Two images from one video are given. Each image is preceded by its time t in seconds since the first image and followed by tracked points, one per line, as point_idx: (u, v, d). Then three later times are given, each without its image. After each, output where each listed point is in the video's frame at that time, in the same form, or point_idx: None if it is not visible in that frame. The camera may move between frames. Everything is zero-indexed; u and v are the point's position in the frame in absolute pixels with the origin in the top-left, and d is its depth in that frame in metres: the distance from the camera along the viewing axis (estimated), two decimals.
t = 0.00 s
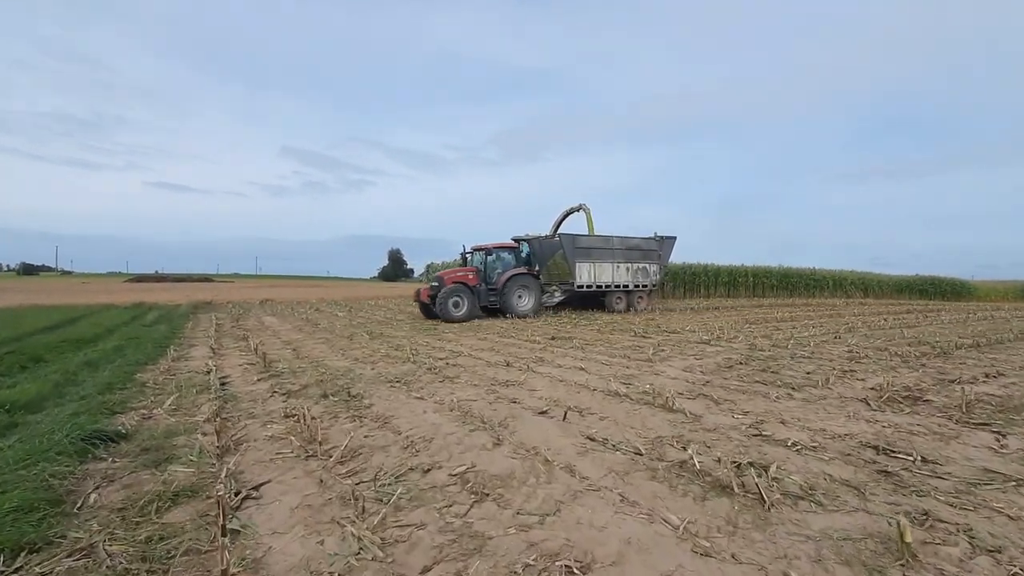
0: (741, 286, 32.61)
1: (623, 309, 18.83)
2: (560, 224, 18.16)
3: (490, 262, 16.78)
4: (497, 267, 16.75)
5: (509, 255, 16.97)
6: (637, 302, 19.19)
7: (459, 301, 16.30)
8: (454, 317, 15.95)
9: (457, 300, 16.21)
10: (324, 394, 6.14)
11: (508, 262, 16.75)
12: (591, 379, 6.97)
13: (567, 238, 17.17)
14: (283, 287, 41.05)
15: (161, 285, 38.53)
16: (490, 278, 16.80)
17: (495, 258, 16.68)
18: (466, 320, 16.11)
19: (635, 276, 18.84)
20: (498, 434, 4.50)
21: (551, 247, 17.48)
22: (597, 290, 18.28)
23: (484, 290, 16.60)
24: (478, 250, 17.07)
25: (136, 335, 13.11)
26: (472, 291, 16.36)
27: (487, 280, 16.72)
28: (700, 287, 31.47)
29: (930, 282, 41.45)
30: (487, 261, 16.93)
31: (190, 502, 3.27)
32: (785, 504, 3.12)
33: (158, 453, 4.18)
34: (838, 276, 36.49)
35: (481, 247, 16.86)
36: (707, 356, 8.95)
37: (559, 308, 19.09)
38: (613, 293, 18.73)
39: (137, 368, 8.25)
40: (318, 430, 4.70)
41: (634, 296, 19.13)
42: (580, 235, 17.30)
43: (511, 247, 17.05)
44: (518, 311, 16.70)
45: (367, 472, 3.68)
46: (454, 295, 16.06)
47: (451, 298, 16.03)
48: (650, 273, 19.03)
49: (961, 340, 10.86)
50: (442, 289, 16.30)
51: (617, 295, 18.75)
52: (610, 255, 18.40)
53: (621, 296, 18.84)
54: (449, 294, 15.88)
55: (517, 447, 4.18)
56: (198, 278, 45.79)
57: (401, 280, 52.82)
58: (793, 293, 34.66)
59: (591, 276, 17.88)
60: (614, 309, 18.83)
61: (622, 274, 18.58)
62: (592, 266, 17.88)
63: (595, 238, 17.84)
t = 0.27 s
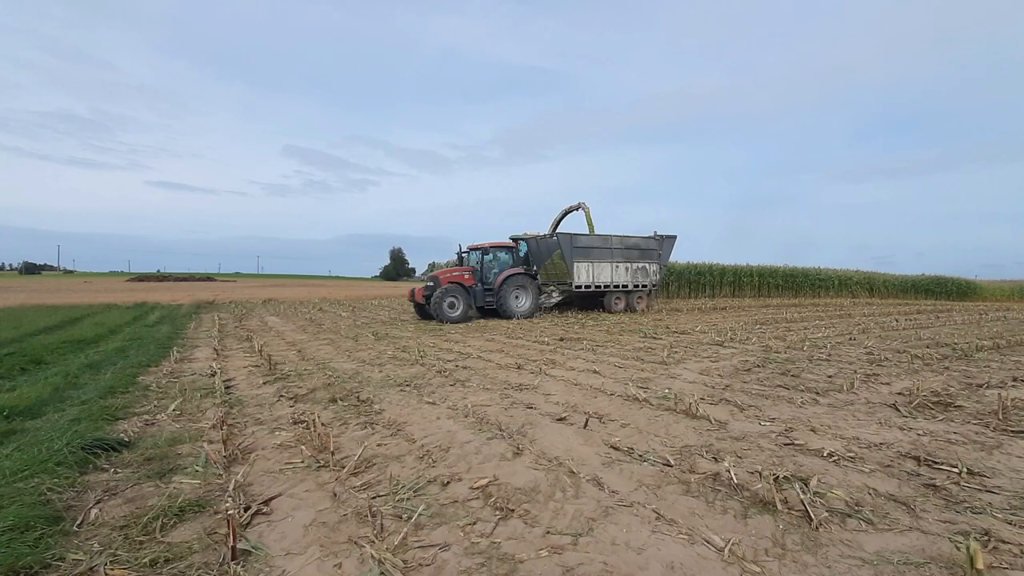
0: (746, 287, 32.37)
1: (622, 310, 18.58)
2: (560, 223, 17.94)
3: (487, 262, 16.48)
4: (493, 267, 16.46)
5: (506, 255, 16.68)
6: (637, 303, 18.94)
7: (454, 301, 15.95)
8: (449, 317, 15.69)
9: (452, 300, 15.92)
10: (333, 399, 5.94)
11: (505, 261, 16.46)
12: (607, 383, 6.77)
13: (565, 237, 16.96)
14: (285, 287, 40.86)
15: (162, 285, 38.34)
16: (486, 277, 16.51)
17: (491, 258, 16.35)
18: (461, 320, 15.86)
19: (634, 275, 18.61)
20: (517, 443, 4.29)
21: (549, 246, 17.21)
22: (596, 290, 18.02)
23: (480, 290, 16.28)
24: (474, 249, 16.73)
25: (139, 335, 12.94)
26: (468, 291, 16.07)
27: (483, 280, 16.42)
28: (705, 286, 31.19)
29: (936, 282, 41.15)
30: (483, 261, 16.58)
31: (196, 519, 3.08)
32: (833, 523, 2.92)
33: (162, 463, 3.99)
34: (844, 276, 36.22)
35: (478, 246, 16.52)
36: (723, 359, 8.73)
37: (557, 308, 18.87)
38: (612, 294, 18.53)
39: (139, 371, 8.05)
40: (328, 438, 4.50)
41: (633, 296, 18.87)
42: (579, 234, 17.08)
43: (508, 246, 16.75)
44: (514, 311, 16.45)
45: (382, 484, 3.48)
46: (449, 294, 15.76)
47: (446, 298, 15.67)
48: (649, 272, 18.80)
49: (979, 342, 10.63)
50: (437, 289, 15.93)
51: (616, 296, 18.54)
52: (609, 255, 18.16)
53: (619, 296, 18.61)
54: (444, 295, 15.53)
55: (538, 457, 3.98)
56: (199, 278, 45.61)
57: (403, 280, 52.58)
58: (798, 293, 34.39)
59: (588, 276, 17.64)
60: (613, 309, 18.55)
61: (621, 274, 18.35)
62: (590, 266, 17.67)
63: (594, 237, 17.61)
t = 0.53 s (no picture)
0: (751, 286, 32.13)
1: (621, 309, 18.36)
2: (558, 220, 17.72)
3: (483, 260, 16.18)
4: (490, 265, 16.16)
5: (503, 253, 16.36)
6: (637, 303, 18.67)
7: (449, 301, 15.67)
8: (444, 317, 15.43)
9: (447, 300, 15.66)
10: (341, 403, 5.75)
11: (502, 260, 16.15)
12: (622, 385, 6.56)
13: (563, 235, 16.72)
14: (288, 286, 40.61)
15: (162, 284, 38.04)
16: (483, 276, 16.21)
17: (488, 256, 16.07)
18: (456, 320, 15.62)
19: (634, 274, 18.39)
20: (537, 449, 4.09)
21: (547, 244, 17.00)
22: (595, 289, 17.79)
23: (476, 289, 16.01)
24: (469, 247, 16.41)
25: (141, 335, 12.75)
26: (463, 291, 15.80)
27: (479, 279, 16.14)
28: (710, 285, 30.93)
29: (941, 281, 40.84)
30: (479, 259, 16.29)
31: (202, 534, 2.88)
32: (885, 540, 2.73)
33: (164, 472, 3.80)
34: (849, 274, 35.96)
35: (474, 244, 16.22)
36: (739, 360, 8.50)
37: (555, 308, 18.62)
38: (611, 293, 18.30)
39: (141, 372, 7.86)
40: (339, 444, 4.31)
41: (633, 296, 18.62)
42: (577, 232, 16.85)
43: (504, 244, 16.43)
44: (512, 311, 16.19)
45: (398, 496, 3.29)
46: (444, 294, 15.49)
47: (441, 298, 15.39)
48: (648, 271, 18.58)
49: (997, 342, 10.39)
50: (432, 289, 15.64)
51: (615, 295, 18.32)
52: (608, 253, 17.92)
53: (619, 296, 18.36)
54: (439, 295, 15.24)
55: (561, 466, 3.78)
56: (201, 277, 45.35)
57: (404, 279, 52.15)
58: (803, 292, 34.09)
59: (587, 275, 17.41)
60: (612, 308, 18.34)
61: (620, 273, 18.12)
62: (589, 264, 17.44)
63: (593, 235, 17.37)
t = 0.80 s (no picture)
0: (755, 284, 31.91)
1: (620, 309, 18.15)
2: (555, 218, 17.49)
3: (479, 259, 16.01)
4: (486, 264, 15.99)
5: (500, 252, 16.18)
6: (636, 302, 18.44)
7: (444, 301, 15.47)
8: (440, 317, 15.20)
9: (442, 300, 15.44)
10: (349, 407, 5.56)
11: (499, 258, 15.99)
12: (637, 388, 6.36)
13: (562, 233, 16.46)
14: (291, 285, 40.38)
15: (162, 283, 37.67)
16: (479, 275, 16.05)
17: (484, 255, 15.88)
18: (452, 321, 15.40)
19: (633, 274, 18.14)
20: (558, 457, 3.91)
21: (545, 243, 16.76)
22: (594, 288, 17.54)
23: (472, 289, 15.83)
24: (465, 246, 16.20)
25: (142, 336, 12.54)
26: (459, 290, 15.61)
27: (475, 278, 15.96)
28: (714, 283, 30.72)
29: (946, 279, 40.56)
30: (475, 258, 16.08)
31: (208, 553, 2.70)
32: (943, 560, 2.55)
33: (166, 482, 3.61)
34: (853, 273, 35.74)
35: (470, 243, 16.02)
36: (755, 361, 8.29)
37: (553, 308, 18.41)
38: (610, 293, 18.06)
39: (142, 374, 7.67)
40: (349, 452, 4.12)
41: (632, 295, 18.40)
42: (576, 231, 16.58)
43: (501, 243, 16.27)
44: (508, 310, 16.07)
45: (414, 510, 3.10)
46: (439, 294, 15.28)
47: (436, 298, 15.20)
48: (648, 270, 18.34)
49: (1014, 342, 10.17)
50: (427, 288, 15.43)
51: (614, 295, 18.09)
52: (607, 252, 17.64)
53: (617, 295, 18.14)
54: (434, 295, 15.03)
55: (585, 475, 3.60)
56: (201, 276, 45.03)
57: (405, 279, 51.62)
58: (807, 291, 33.88)
59: (585, 274, 17.16)
60: (611, 308, 18.12)
61: (619, 271, 17.87)
62: (587, 263, 17.18)
63: (592, 233, 17.11)
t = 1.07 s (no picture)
0: (761, 283, 31.67)
1: (621, 309, 17.91)
2: (553, 216, 17.29)
3: (477, 258, 15.87)
4: (484, 263, 15.85)
5: (498, 250, 16.04)
6: (637, 302, 18.18)
7: (442, 301, 15.31)
8: (437, 317, 15.01)
9: (439, 300, 15.26)
10: (360, 410, 5.40)
11: (497, 257, 15.85)
12: (654, 391, 6.19)
13: (561, 230, 16.30)
14: (295, 284, 40.24)
15: (165, 283, 37.50)
16: (477, 275, 15.91)
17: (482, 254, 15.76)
18: (449, 321, 15.22)
19: (634, 273, 17.90)
20: (582, 465, 3.74)
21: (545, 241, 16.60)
22: (594, 287, 17.30)
23: (469, 288, 15.68)
24: (462, 245, 16.06)
25: (147, 336, 12.41)
26: (456, 290, 15.46)
27: (473, 277, 15.82)
28: (720, 282, 30.47)
29: (953, 278, 40.20)
30: (473, 258, 15.94)
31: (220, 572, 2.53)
32: None
33: (174, 493, 3.45)
34: (859, 272, 35.45)
35: (468, 242, 15.87)
36: (773, 362, 8.09)
37: (553, 308, 18.20)
38: (611, 292, 17.84)
39: (147, 376, 7.53)
40: (363, 460, 3.96)
41: (634, 295, 18.15)
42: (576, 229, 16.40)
43: (499, 242, 16.15)
44: (507, 310, 15.93)
45: (436, 524, 2.94)
46: (436, 294, 15.11)
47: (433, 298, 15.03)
48: (649, 270, 18.07)
49: None
50: (424, 288, 15.26)
51: (615, 294, 17.86)
52: (608, 250, 17.42)
53: (619, 294, 17.91)
54: (431, 294, 14.86)
55: (612, 486, 3.43)
56: (204, 276, 44.83)
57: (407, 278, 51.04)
58: (814, 290, 33.60)
59: (586, 272, 16.93)
60: (611, 308, 17.87)
61: (621, 271, 17.63)
62: (587, 262, 16.97)
63: (592, 232, 16.90)
